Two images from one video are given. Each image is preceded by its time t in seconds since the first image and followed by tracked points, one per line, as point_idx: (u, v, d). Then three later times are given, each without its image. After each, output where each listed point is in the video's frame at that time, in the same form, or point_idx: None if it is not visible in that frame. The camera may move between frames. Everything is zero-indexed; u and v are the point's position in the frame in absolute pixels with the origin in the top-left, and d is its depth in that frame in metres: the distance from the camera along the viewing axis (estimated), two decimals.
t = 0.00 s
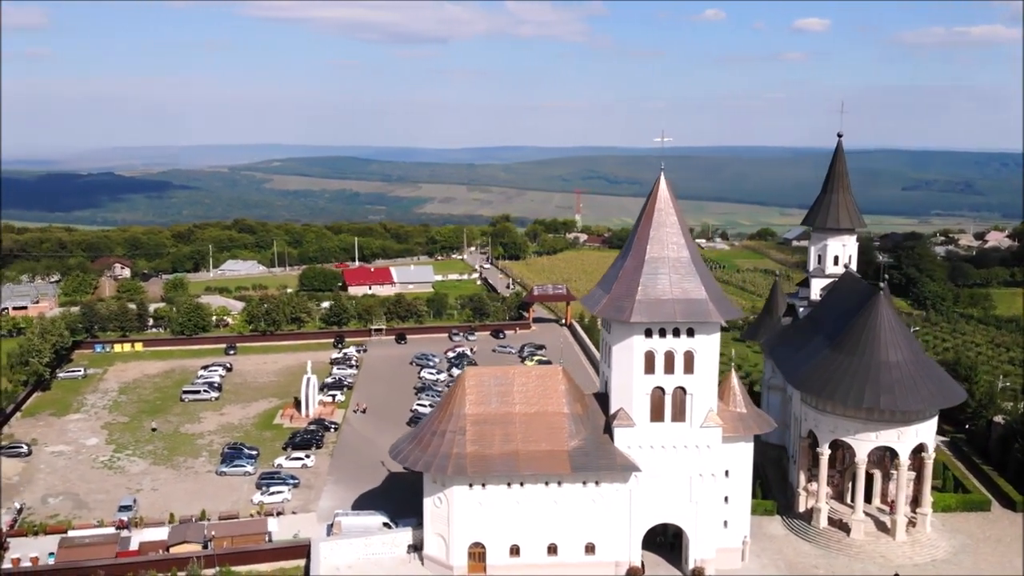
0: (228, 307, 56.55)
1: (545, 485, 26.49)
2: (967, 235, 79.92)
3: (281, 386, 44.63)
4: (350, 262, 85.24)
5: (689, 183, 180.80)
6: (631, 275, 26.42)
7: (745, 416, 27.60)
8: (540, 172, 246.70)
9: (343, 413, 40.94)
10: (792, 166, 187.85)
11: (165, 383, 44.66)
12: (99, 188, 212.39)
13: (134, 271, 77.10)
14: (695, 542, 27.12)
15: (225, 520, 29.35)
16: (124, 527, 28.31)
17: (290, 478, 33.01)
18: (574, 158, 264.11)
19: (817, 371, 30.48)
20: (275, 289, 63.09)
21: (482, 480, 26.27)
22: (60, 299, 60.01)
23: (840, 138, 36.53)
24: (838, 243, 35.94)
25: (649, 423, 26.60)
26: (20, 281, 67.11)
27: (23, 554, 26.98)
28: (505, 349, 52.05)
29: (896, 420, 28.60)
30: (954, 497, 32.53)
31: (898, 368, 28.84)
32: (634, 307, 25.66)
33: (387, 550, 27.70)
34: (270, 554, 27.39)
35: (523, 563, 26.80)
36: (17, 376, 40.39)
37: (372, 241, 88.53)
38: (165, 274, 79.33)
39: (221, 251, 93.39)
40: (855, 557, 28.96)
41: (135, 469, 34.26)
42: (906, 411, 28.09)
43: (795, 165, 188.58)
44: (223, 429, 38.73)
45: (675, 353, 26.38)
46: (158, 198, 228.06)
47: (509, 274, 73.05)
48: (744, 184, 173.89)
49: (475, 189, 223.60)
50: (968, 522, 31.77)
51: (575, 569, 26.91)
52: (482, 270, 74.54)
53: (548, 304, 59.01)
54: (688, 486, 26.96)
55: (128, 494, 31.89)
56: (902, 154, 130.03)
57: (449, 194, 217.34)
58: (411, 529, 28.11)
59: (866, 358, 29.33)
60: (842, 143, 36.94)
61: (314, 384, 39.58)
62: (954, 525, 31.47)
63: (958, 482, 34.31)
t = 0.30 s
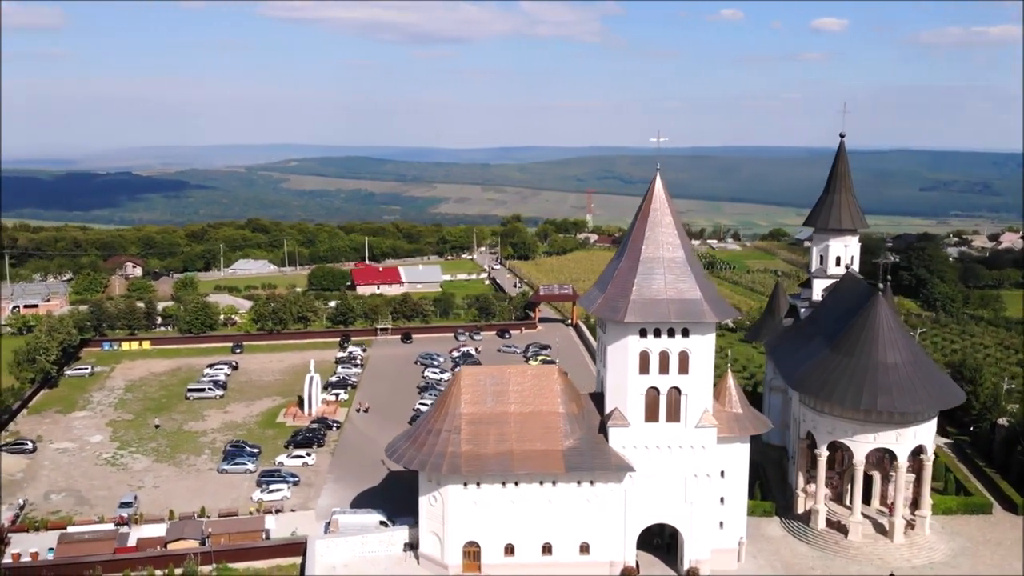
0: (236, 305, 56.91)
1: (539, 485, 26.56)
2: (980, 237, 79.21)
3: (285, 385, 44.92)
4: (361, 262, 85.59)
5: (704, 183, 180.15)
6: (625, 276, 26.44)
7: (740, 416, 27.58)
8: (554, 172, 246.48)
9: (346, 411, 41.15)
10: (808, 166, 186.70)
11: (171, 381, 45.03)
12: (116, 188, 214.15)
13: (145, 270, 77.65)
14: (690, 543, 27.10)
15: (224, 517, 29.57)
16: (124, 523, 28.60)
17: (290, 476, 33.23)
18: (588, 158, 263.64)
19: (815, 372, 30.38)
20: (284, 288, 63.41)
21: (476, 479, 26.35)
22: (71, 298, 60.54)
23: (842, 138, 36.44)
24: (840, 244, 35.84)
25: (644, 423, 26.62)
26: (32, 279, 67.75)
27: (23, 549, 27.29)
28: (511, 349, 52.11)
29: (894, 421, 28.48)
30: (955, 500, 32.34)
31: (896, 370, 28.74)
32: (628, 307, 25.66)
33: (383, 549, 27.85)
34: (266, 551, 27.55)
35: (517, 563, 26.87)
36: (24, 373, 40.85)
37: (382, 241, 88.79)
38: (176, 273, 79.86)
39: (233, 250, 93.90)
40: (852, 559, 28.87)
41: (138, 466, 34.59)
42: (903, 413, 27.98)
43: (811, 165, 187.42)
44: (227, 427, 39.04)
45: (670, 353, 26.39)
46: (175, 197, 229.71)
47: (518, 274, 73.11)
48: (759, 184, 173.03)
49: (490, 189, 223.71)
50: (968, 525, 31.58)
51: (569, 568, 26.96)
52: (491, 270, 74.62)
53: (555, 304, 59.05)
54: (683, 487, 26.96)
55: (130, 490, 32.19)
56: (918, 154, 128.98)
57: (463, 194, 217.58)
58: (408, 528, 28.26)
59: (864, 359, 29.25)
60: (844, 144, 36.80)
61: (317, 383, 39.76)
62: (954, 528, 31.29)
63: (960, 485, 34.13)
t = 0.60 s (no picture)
0: (244, 305, 57.26)
1: (534, 485, 26.62)
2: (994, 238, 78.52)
3: (290, 383, 45.18)
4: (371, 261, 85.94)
5: (719, 184, 179.53)
6: (620, 275, 26.47)
7: (736, 417, 27.54)
8: (569, 172, 246.27)
9: (349, 410, 41.34)
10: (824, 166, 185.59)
11: (176, 379, 45.38)
12: (134, 188, 216.06)
13: (157, 269, 78.25)
14: (684, 544, 27.08)
15: (223, 514, 29.79)
16: (123, 520, 28.87)
17: (290, 474, 33.42)
18: (604, 158, 263.22)
19: (813, 373, 30.28)
20: (292, 287, 63.74)
21: (471, 478, 26.44)
22: (82, 296, 61.07)
23: (846, 139, 36.28)
24: (842, 245, 35.69)
25: (638, 424, 26.63)
26: (44, 278, 68.40)
27: (23, 545, 27.58)
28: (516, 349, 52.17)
29: (892, 423, 28.38)
30: (956, 503, 32.13)
31: (894, 371, 28.63)
32: (623, 307, 25.68)
33: (380, 547, 28.05)
34: (262, 549, 27.75)
35: (511, 562, 26.93)
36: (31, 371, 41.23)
37: (392, 241, 89.12)
38: (188, 272, 80.47)
39: (246, 249, 94.51)
40: (849, 561, 28.78)
41: (141, 463, 34.90)
42: (900, 415, 27.88)
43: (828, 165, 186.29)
44: (230, 425, 39.32)
45: (665, 353, 26.39)
46: (191, 197, 231.37)
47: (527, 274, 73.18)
48: (775, 184, 172.18)
49: (504, 189, 223.95)
50: (968, 527, 31.38)
51: (564, 568, 27.00)
52: (500, 270, 74.73)
53: (561, 305, 59.07)
54: (678, 487, 26.94)
55: (131, 487, 32.48)
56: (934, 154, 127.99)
57: (478, 194, 217.92)
58: (404, 527, 28.45)
59: (862, 361, 29.13)
60: (847, 144, 36.62)
61: (321, 382, 39.97)
62: (954, 531, 31.09)
63: (961, 487, 33.92)
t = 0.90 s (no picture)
0: (252, 304, 57.61)
1: (529, 483, 26.68)
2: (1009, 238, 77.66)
3: (295, 382, 45.43)
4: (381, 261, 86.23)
5: (734, 184, 178.79)
6: (615, 275, 26.48)
7: (732, 417, 27.49)
8: (584, 172, 245.94)
9: (352, 409, 41.52)
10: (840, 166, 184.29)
11: (183, 377, 45.76)
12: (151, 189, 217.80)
13: (169, 268, 78.88)
14: (679, 544, 27.07)
15: (222, 511, 30.04)
16: (123, 516, 29.15)
17: (290, 472, 33.64)
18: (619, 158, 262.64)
19: (811, 374, 30.21)
20: (301, 286, 64.08)
21: (465, 477, 26.54)
22: (93, 294, 61.65)
23: (848, 140, 36.13)
24: (844, 245, 35.55)
25: (633, 424, 26.65)
26: (57, 276, 69.11)
27: (24, 540, 27.92)
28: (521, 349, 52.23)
29: (890, 425, 28.27)
30: (957, 505, 31.91)
31: (892, 373, 28.50)
32: (617, 307, 25.70)
33: (376, 545, 28.24)
34: (259, 546, 27.98)
35: (506, 561, 27.00)
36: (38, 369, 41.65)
37: (403, 241, 89.41)
38: (200, 271, 81.07)
39: (258, 248, 95.03)
40: (846, 562, 28.68)
41: (144, 460, 35.20)
42: (897, 417, 27.75)
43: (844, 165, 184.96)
44: (234, 423, 39.62)
45: (659, 353, 26.38)
46: (208, 196, 233.02)
47: (536, 274, 73.22)
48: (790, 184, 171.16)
49: (520, 189, 224.04)
50: (969, 530, 31.15)
51: (558, 567, 27.05)
52: (509, 270, 74.80)
53: (568, 305, 59.07)
54: (673, 488, 26.91)
55: (133, 484, 32.80)
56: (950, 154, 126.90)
57: (493, 194, 218.10)
58: (401, 525, 28.61)
59: (860, 362, 29.03)
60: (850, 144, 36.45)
61: (324, 381, 40.14)
62: (954, 533, 30.87)
63: (963, 490, 33.70)
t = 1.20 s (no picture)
0: (260, 302, 57.96)
1: (524, 482, 26.78)
2: None
3: (300, 380, 45.68)
4: (392, 261, 86.49)
5: (750, 184, 177.92)
6: (610, 275, 26.52)
7: (728, 418, 27.49)
8: (600, 172, 245.40)
9: (356, 407, 41.73)
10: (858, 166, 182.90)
11: (190, 375, 46.13)
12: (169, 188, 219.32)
13: (181, 266, 79.45)
14: (674, 544, 27.08)
15: (221, 507, 30.29)
16: (124, 512, 29.45)
17: (291, 469, 33.86)
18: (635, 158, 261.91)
19: (810, 375, 30.13)
20: (310, 285, 64.38)
21: (461, 476, 26.68)
22: (104, 292, 62.20)
23: (851, 140, 35.99)
24: (846, 246, 35.40)
25: (628, 423, 26.68)
26: (71, 274, 69.75)
27: (26, 535, 28.24)
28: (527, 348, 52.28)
29: (888, 426, 28.11)
30: (957, 507, 31.74)
31: (890, 374, 28.38)
32: (611, 307, 25.73)
33: (373, 542, 28.40)
34: (257, 542, 28.18)
35: (500, 559, 27.10)
36: (46, 366, 42.09)
37: (414, 240, 89.63)
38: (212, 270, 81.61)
39: (270, 247, 95.51)
40: (843, 564, 28.61)
41: (147, 457, 35.51)
42: (896, 418, 27.61)
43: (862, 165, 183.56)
44: (238, 421, 39.92)
45: (654, 353, 26.41)
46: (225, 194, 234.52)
47: (545, 274, 73.21)
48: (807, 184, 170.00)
49: (535, 189, 223.84)
50: (969, 533, 30.95)
51: (553, 566, 27.12)
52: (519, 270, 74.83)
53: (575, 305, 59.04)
54: (668, 487, 26.93)
55: (136, 480, 33.10)
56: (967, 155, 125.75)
57: (509, 194, 217.98)
58: (398, 523, 28.77)
59: (858, 363, 28.92)
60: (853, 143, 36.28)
61: (329, 380, 40.36)
62: (954, 535, 30.66)
63: (965, 492, 33.50)
